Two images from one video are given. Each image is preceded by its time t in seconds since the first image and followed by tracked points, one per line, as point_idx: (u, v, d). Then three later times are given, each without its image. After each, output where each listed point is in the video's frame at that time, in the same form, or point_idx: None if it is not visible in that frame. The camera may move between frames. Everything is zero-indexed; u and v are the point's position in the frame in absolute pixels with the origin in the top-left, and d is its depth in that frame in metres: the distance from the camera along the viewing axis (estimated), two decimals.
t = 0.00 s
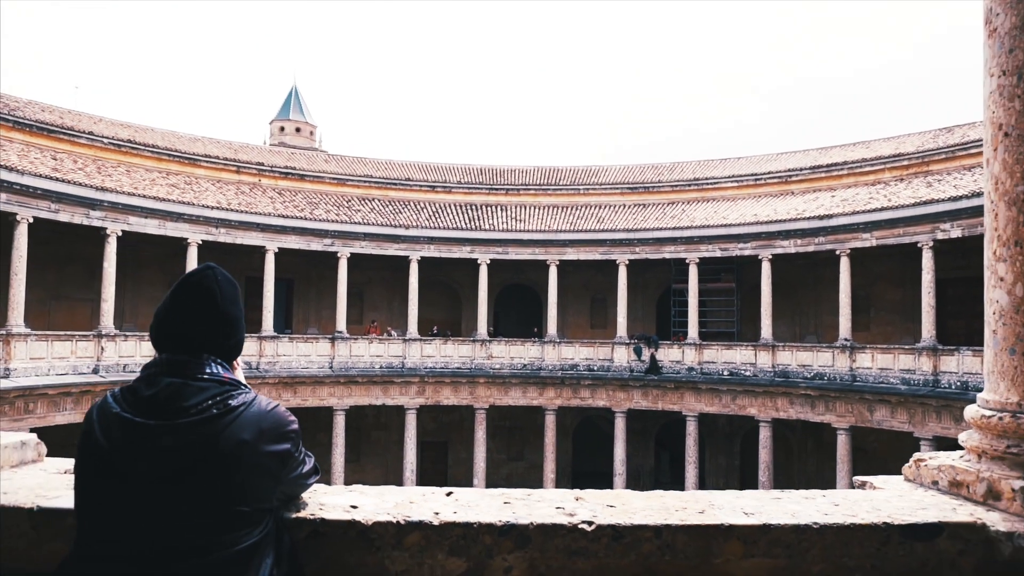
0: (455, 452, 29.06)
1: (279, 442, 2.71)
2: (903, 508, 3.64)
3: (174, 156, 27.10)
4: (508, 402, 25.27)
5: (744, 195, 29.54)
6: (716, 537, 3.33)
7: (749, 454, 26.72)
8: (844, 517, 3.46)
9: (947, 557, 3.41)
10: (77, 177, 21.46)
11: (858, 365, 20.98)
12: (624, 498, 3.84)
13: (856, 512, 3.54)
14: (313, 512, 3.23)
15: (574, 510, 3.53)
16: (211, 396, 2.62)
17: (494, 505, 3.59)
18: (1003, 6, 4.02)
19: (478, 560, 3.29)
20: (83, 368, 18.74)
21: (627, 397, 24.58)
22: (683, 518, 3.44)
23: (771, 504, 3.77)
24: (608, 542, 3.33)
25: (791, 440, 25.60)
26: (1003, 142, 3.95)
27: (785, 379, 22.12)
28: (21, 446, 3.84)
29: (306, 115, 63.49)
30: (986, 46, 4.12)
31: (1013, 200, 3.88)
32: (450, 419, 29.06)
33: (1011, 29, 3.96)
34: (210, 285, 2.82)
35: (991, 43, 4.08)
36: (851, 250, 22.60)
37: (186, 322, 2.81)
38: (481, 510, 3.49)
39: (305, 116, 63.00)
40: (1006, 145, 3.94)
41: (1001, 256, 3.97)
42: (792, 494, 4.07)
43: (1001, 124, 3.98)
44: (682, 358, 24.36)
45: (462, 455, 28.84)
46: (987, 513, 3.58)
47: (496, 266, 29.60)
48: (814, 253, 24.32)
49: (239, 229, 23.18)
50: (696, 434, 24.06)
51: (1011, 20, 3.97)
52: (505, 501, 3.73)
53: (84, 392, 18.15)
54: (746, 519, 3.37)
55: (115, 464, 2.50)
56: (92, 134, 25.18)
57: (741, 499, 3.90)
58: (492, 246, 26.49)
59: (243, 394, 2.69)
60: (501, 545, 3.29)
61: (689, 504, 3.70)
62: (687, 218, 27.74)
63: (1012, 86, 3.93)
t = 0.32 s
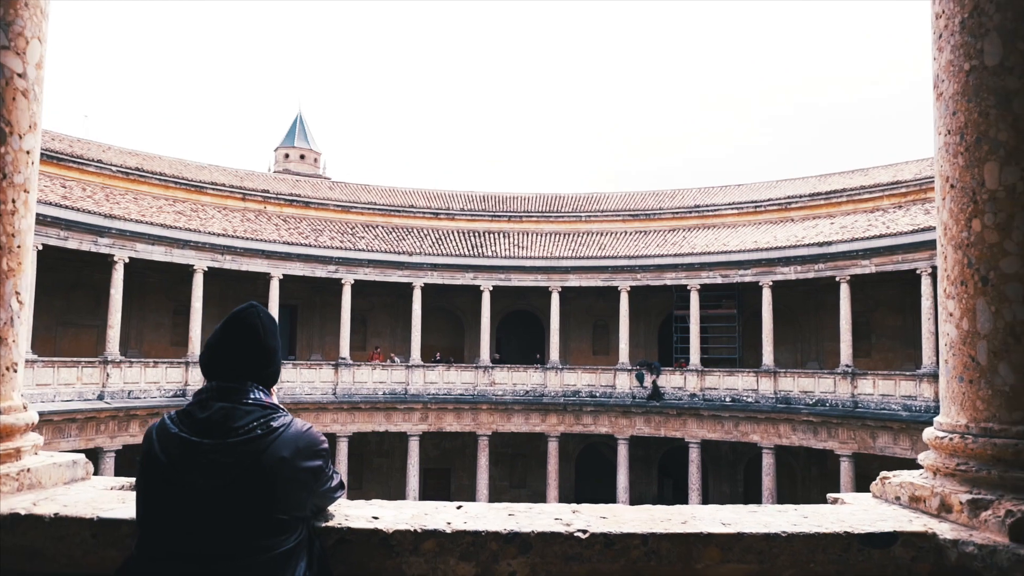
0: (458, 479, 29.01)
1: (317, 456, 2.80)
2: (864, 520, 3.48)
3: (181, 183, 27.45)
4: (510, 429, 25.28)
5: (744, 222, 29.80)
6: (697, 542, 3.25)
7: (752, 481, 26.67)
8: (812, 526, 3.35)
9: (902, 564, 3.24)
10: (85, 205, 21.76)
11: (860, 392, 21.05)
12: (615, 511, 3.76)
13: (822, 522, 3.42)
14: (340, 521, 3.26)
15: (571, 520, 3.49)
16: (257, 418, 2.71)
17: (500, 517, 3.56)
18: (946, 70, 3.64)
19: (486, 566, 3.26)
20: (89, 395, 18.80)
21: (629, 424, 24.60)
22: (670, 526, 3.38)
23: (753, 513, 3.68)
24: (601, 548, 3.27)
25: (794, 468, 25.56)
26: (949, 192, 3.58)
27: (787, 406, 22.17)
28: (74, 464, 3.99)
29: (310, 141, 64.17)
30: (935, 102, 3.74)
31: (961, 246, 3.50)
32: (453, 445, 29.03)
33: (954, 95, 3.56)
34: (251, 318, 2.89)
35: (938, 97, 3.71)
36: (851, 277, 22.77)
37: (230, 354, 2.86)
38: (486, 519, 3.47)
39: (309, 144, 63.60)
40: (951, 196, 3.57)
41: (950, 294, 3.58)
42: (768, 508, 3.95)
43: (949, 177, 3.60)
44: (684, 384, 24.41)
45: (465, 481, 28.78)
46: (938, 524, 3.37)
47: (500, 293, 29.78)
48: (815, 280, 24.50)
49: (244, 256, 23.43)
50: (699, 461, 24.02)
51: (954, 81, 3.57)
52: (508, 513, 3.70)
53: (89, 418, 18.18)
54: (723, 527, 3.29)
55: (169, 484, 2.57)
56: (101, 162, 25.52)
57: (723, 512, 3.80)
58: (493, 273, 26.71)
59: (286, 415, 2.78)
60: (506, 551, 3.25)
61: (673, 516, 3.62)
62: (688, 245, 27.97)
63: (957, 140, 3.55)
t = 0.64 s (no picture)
0: (463, 503, 28.99)
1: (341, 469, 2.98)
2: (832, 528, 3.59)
3: (189, 210, 27.82)
4: (515, 454, 25.30)
5: (748, 247, 30.00)
6: (678, 546, 3.37)
7: (757, 506, 26.60)
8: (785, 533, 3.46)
9: (863, 568, 3.31)
10: (97, 231, 22.11)
11: (863, 416, 21.07)
12: (606, 519, 3.88)
13: (792, 529, 3.54)
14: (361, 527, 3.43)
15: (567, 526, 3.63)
16: (289, 432, 2.90)
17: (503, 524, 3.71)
18: (907, 122, 3.60)
19: (491, 569, 3.40)
20: (97, 418, 18.90)
21: (634, 448, 24.59)
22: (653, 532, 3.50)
23: (731, 523, 3.79)
24: (593, 552, 3.41)
25: (798, 492, 25.51)
26: (909, 233, 3.55)
27: (790, 431, 22.20)
28: (116, 477, 4.10)
29: (317, 167, 64.82)
30: (900, 152, 3.70)
31: (919, 282, 3.47)
32: (457, 470, 29.05)
33: (913, 145, 3.52)
34: (281, 345, 3.10)
35: (902, 147, 3.66)
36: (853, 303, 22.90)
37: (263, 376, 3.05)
38: (491, 525, 3.62)
39: (317, 169, 64.29)
40: (912, 237, 3.53)
41: (911, 324, 3.55)
42: (746, 520, 4.02)
43: (910, 219, 3.56)
44: (688, 409, 24.42)
45: (470, 506, 28.75)
46: (895, 533, 3.41)
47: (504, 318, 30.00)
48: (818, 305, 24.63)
49: (253, 281, 23.69)
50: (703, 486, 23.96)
51: (913, 133, 3.53)
52: (511, 521, 3.84)
53: (98, 441, 18.30)
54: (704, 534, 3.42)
55: (213, 495, 2.77)
56: (111, 189, 25.94)
57: (706, 521, 3.91)
58: (498, 298, 26.90)
59: (315, 432, 2.97)
60: (508, 553, 3.40)
61: (659, 524, 3.74)
62: (692, 270, 28.18)
63: (916, 187, 3.51)
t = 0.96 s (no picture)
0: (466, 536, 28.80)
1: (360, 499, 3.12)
2: (813, 555, 3.78)
3: (196, 241, 28.17)
4: (519, 487, 25.22)
5: (750, 280, 30.19)
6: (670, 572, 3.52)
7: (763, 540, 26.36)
8: (770, 560, 3.63)
9: None
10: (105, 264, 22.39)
11: (868, 449, 21.01)
12: (602, 547, 4.01)
13: (775, 557, 3.70)
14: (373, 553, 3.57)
15: (565, 555, 3.75)
16: (312, 466, 3.04)
17: (505, 551, 3.83)
18: (876, 180, 4.01)
19: None
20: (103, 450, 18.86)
21: (638, 481, 24.50)
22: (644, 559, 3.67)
23: (719, 552, 3.93)
24: None
25: (804, 527, 25.33)
26: (880, 281, 3.94)
27: (796, 464, 22.15)
28: (147, 507, 4.39)
29: (323, 198, 65.33)
30: (868, 205, 4.10)
31: (889, 327, 3.86)
32: (461, 503, 28.93)
33: (882, 200, 3.93)
34: (302, 384, 3.21)
35: (871, 199, 4.07)
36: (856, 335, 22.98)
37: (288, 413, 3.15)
38: (494, 552, 3.76)
39: (322, 200, 64.79)
40: (883, 284, 3.93)
41: (883, 364, 3.91)
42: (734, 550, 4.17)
43: (881, 269, 3.96)
44: (692, 442, 24.38)
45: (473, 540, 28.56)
46: (870, 561, 3.64)
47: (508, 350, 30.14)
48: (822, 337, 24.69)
49: (258, 313, 23.90)
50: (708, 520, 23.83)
51: (881, 189, 3.94)
52: (513, 548, 3.97)
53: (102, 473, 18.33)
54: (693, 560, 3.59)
55: (243, 525, 2.93)
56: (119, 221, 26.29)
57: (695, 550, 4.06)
58: (502, 330, 27.03)
59: (337, 464, 3.10)
60: None
61: (652, 552, 3.90)
62: (694, 302, 28.32)
63: (886, 239, 3.91)
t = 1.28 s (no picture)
0: None
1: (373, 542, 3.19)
2: None
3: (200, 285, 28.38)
4: (519, 533, 24.97)
5: (750, 322, 30.27)
6: None
7: None
8: None
9: None
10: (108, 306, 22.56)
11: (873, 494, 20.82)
12: None
13: None
14: None
15: None
16: (329, 508, 3.14)
17: None
18: (852, 240, 4.24)
19: None
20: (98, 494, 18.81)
21: (641, 527, 24.24)
22: None
23: None
24: None
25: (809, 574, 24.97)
26: (858, 333, 4.12)
27: (801, 509, 21.98)
28: (165, 550, 4.46)
29: (323, 243, 65.70)
30: (846, 263, 4.31)
31: (867, 377, 4.01)
32: (460, 549, 28.57)
33: (857, 259, 4.14)
34: (321, 431, 3.32)
35: (848, 257, 4.28)
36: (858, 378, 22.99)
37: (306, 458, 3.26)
38: None
39: (323, 244, 65.21)
40: (860, 337, 4.11)
41: (864, 412, 4.04)
42: None
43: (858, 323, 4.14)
44: (695, 487, 24.14)
45: None
46: None
47: (509, 394, 30.12)
48: (823, 380, 24.68)
49: (259, 356, 23.97)
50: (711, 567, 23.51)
51: (857, 249, 4.16)
52: None
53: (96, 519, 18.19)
54: None
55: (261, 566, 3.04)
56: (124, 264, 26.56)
57: None
58: (503, 373, 27.03)
59: (351, 508, 3.20)
60: None
61: None
62: (695, 345, 28.39)
63: (862, 295, 4.12)
